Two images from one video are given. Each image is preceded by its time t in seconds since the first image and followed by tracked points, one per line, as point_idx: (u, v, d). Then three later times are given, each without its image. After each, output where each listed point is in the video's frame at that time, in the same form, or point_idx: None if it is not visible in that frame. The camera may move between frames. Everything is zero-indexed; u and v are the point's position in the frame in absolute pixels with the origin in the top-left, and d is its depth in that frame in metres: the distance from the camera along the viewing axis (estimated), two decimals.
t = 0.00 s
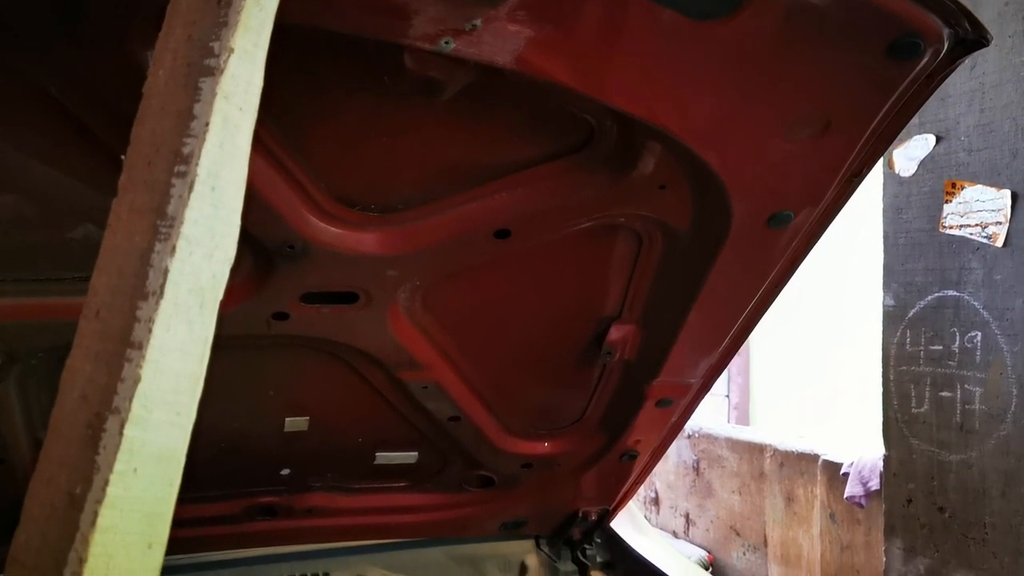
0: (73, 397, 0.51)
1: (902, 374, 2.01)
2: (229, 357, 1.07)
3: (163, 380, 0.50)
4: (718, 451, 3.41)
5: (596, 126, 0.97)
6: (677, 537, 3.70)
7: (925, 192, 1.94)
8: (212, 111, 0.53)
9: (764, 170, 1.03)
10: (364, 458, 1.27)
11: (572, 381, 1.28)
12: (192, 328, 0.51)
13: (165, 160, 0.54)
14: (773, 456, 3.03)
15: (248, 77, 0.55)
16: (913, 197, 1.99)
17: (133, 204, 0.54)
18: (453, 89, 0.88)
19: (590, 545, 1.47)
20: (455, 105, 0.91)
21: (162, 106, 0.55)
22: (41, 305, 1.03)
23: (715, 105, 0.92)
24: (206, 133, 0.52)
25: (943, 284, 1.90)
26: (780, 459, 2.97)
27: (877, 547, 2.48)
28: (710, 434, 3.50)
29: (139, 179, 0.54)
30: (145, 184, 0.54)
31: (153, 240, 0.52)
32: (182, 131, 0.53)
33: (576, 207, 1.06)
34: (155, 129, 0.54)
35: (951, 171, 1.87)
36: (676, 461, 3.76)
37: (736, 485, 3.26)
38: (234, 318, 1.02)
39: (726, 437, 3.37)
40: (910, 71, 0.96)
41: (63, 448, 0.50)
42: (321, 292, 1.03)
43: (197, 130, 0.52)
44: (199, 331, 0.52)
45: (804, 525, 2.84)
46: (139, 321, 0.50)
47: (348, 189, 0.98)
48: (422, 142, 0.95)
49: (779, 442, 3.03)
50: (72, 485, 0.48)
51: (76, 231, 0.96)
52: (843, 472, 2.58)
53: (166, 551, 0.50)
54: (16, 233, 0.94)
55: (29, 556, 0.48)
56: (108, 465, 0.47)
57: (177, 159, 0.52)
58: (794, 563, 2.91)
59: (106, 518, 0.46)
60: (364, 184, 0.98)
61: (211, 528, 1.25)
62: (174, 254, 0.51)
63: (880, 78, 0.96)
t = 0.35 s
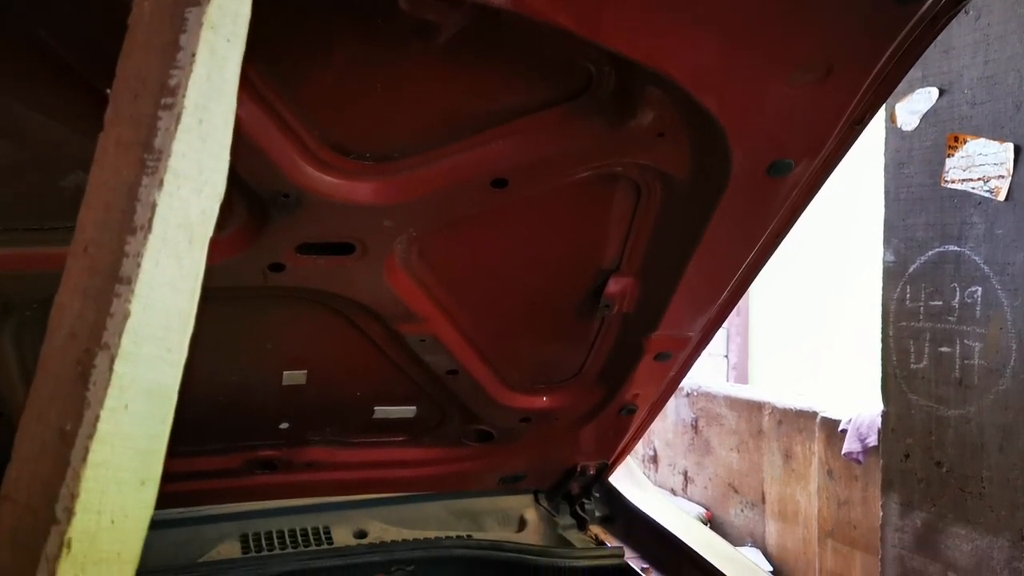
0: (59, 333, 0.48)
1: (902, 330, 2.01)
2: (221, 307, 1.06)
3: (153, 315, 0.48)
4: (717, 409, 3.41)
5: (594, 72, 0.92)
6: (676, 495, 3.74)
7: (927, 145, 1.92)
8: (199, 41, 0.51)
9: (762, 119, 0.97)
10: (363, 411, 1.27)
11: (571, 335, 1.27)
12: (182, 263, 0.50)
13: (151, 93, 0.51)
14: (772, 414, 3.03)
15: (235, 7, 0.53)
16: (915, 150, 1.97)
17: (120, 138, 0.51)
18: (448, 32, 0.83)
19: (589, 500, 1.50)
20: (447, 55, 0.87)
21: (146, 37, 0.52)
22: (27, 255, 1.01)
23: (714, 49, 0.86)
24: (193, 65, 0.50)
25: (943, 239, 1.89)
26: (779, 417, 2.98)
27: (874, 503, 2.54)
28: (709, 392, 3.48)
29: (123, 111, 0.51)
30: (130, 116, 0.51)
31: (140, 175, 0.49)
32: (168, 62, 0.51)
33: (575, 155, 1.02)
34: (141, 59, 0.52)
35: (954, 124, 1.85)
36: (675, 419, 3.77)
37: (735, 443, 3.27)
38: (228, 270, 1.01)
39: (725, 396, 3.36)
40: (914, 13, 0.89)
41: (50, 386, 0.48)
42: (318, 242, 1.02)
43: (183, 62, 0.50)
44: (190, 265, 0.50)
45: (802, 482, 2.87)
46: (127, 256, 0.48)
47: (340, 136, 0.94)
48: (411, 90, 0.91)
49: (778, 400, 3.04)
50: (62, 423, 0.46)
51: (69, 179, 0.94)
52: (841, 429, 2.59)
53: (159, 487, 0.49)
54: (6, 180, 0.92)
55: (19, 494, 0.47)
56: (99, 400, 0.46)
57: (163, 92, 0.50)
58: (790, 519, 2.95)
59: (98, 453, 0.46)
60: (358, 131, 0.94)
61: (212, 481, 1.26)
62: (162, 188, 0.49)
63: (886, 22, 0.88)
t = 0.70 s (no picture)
0: (54, 294, 0.47)
1: (904, 303, 2.01)
2: (217, 276, 1.05)
3: (147, 274, 0.47)
4: (718, 382, 3.42)
5: (593, 38, 0.88)
6: (676, 469, 3.77)
7: (930, 116, 1.91)
8: None
9: (764, 85, 0.93)
10: (363, 383, 1.27)
11: (570, 306, 1.26)
12: (175, 224, 0.48)
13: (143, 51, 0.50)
14: (773, 387, 3.03)
15: None
16: (919, 121, 1.96)
17: (111, 96, 0.49)
18: None
19: (589, 471, 1.53)
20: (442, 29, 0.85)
21: None
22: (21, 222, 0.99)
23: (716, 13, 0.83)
24: (184, 22, 0.49)
25: (946, 211, 1.88)
26: (779, 390, 2.98)
27: (874, 475, 2.53)
28: (710, 366, 3.49)
29: (115, 70, 0.50)
30: (121, 75, 0.50)
31: (132, 133, 0.48)
32: (158, 19, 0.50)
33: (574, 122, 0.98)
34: (132, 16, 0.50)
35: (958, 94, 1.84)
36: (676, 392, 3.79)
37: (736, 416, 3.28)
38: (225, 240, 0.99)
39: (726, 369, 3.36)
40: None
41: (46, 347, 0.46)
42: (319, 212, 1.00)
43: (174, 19, 0.49)
44: (183, 226, 0.49)
45: (802, 455, 2.88)
46: (119, 215, 0.47)
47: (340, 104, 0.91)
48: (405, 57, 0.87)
49: (778, 373, 3.04)
50: (57, 381, 0.45)
51: (65, 146, 0.92)
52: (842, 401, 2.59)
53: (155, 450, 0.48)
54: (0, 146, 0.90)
55: (15, 451, 0.46)
56: (93, 358, 0.45)
57: (154, 49, 0.49)
58: (790, 491, 2.98)
59: (92, 413, 0.44)
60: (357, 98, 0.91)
61: (216, 452, 1.27)
62: (154, 146, 0.48)
63: None
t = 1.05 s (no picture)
0: (40, 259, 0.44)
1: (905, 274, 2.00)
2: (210, 245, 1.03)
3: (138, 234, 0.44)
4: (718, 356, 3.40)
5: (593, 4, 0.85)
6: (676, 442, 3.79)
7: (933, 85, 1.89)
8: None
9: (766, 50, 0.90)
10: (363, 353, 1.27)
11: (569, 276, 1.25)
12: (165, 182, 0.45)
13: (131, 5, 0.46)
14: (773, 359, 3.02)
15: None
16: (921, 91, 1.94)
17: (99, 54, 0.45)
18: None
19: (589, 443, 1.54)
20: None
21: None
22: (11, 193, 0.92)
23: None
24: None
25: (949, 181, 1.87)
26: (779, 363, 2.97)
27: (874, 448, 2.55)
28: (711, 339, 3.47)
29: (103, 24, 0.46)
30: (108, 30, 0.45)
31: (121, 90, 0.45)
32: None
33: (572, 90, 0.95)
34: None
35: (961, 63, 1.82)
36: (676, 365, 3.78)
37: (736, 389, 3.28)
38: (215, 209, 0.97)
39: (726, 342, 3.35)
40: None
41: (34, 308, 0.44)
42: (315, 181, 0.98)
43: None
44: (173, 186, 0.46)
45: (801, 427, 2.88)
46: (109, 173, 0.44)
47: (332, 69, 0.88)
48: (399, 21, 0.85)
49: (778, 346, 3.03)
50: (47, 342, 0.43)
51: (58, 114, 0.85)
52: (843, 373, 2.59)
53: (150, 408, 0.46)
54: None
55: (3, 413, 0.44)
56: (84, 319, 0.43)
57: (141, 4, 0.45)
58: (790, 464, 2.99)
59: (84, 373, 0.43)
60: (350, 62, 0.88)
61: (217, 424, 1.27)
62: (144, 104, 0.44)
63: None
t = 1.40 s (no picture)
0: (34, 225, 0.43)
1: (906, 252, 2.00)
2: (205, 222, 1.02)
3: (132, 203, 0.44)
4: (719, 335, 3.40)
5: None
6: (676, 421, 3.81)
7: (936, 62, 1.88)
8: None
9: (768, 21, 0.88)
10: (363, 331, 1.27)
11: (570, 253, 1.25)
12: (158, 151, 0.45)
13: None
14: (773, 338, 3.02)
15: None
16: (923, 68, 1.93)
17: (91, 19, 0.44)
18: None
19: (589, 421, 1.54)
20: None
21: None
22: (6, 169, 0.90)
23: None
24: None
25: (951, 158, 1.86)
26: (779, 342, 2.97)
27: (874, 426, 2.56)
28: (711, 319, 3.48)
29: None
30: None
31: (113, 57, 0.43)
32: None
33: (571, 64, 0.93)
34: None
35: (965, 39, 1.81)
36: (676, 346, 3.80)
37: (736, 369, 3.28)
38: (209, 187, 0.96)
39: (726, 322, 3.35)
40: None
41: (28, 278, 0.43)
42: (313, 157, 0.97)
43: None
44: (167, 154, 0.45)
45: (801, 406, 2.89)
46: (102, 142, 0.43)
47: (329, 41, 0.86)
48: None
49: (778, 326, 3.02)
50: (41, 312, 0.42)
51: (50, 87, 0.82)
52: (843, 352, 2.59)
53: (144, 382, 0.45)
54: None
55: None
56: (78, 288, 0.42)
57: None
58: (790, 443, 2.99)
59: (79, 342, 0.42)
60: (346, 33, 0.86)
61: (216, 402, 1.27)
62: (136, 72, 0.43)
63: None
